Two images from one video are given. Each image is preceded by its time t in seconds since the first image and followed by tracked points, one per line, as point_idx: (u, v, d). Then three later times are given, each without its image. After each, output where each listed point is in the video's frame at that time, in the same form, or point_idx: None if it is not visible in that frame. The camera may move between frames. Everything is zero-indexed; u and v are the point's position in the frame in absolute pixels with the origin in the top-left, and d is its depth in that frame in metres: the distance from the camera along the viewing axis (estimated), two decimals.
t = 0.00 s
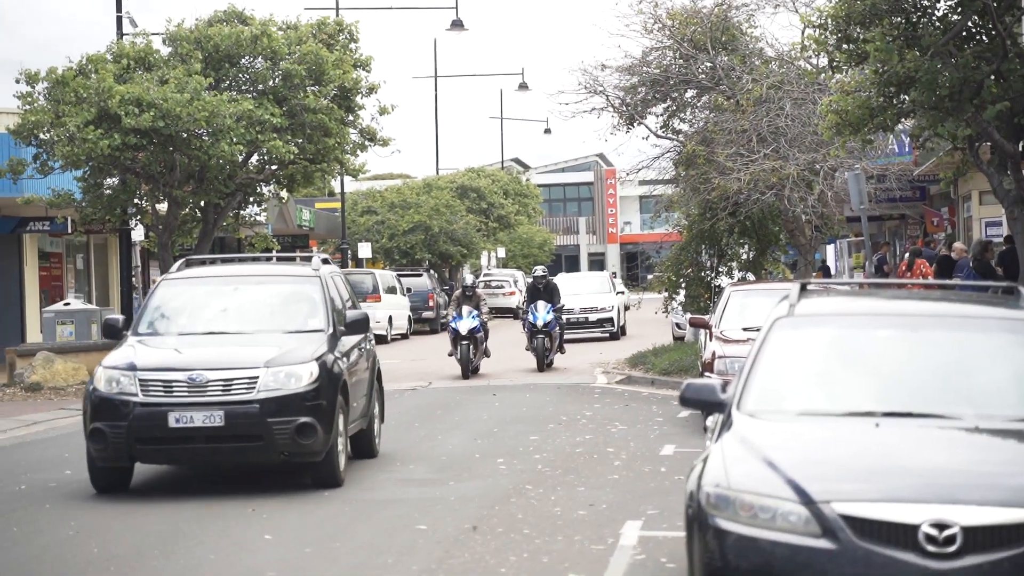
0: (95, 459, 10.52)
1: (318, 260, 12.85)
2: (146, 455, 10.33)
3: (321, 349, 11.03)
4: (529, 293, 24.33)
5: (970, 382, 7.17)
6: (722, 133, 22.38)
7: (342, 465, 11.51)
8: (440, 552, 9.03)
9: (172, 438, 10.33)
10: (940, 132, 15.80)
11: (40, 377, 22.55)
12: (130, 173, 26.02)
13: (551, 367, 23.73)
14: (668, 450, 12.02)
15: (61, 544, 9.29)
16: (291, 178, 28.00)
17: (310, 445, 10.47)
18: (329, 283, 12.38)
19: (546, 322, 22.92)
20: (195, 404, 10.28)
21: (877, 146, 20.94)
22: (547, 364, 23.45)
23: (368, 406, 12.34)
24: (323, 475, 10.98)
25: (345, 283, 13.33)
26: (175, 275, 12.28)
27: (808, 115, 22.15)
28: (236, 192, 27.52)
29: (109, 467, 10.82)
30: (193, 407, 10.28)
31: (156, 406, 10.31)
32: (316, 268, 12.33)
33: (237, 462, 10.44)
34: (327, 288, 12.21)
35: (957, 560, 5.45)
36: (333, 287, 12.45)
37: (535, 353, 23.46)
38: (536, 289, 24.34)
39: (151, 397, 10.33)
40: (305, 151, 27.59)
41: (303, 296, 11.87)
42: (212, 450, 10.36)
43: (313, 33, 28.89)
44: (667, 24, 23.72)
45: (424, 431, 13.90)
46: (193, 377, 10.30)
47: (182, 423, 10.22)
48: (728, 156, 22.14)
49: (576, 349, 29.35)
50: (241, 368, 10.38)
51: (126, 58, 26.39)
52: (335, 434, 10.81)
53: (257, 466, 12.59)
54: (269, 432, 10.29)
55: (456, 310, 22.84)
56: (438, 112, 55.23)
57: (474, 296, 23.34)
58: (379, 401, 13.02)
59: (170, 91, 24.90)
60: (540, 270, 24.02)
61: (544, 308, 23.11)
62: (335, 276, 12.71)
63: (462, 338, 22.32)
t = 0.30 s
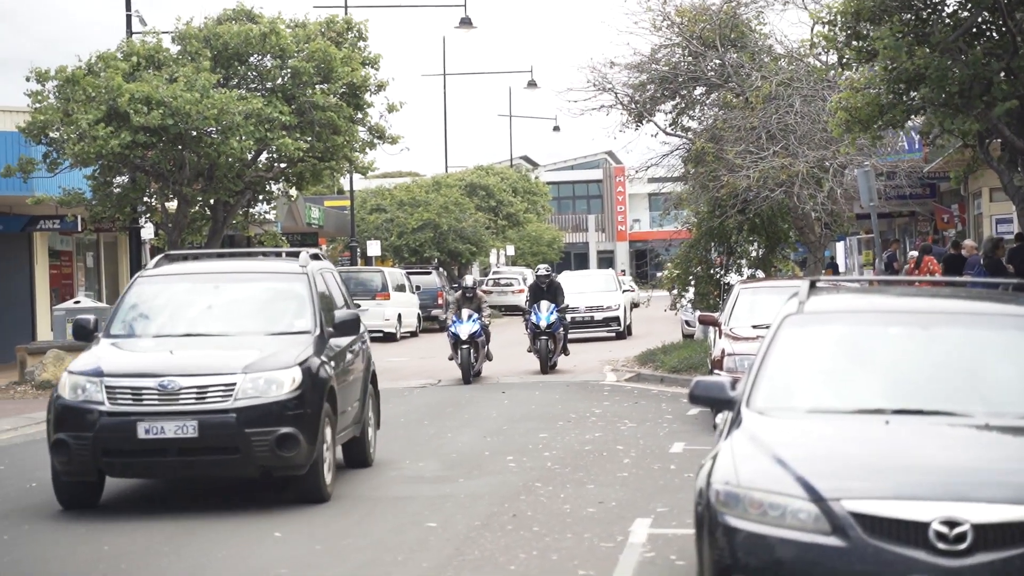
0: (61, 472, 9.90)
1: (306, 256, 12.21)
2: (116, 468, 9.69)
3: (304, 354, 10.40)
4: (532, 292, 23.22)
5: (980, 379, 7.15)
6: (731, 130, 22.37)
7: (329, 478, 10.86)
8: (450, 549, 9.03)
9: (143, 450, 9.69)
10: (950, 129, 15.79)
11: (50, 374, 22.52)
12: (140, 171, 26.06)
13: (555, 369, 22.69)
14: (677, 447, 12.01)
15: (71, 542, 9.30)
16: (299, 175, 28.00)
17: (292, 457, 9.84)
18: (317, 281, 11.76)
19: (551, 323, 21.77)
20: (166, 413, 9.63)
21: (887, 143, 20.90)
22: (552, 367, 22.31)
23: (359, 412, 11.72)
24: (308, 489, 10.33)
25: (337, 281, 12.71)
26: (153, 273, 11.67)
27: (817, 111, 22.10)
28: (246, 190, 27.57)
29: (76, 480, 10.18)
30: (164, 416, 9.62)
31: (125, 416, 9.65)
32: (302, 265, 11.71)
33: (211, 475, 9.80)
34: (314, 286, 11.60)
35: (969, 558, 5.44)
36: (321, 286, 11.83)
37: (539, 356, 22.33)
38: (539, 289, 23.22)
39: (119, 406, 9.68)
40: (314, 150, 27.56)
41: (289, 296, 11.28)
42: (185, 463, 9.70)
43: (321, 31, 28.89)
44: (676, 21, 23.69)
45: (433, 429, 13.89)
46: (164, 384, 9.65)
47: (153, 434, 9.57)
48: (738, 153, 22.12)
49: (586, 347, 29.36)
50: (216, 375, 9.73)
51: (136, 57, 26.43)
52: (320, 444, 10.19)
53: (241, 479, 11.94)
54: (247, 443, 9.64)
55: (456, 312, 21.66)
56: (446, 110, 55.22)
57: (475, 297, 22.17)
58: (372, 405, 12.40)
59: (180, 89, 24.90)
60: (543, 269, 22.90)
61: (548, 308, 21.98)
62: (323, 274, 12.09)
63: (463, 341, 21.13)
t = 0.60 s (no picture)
0: (26, 489, 9.01)
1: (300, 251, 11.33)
2: (84, 484, 8.80)
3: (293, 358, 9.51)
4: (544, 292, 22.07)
5: (999, 377, 7.11)
6: (748, 127, 22.33)
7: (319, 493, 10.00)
8: (466, 547, 9.04)
9: (114, 465, 8.80)
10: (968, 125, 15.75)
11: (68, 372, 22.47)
12: (157, 169, 26.17)
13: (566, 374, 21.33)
14: (694, 444, 11.99)
15: (88, 540, 9.33)
16: (316, 173, 28.03)
17: (277, 472, 8.97)
18: (311, 277, 10.87)
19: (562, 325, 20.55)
20: (139, 424, 8.73)
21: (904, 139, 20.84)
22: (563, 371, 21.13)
23: (354, 421, 10.88)
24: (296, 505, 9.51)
25: (337, 278, 11.85)
26: (136, 269, 10.79)
27: (833, 108, 21.99)
28: (262, 187, 27.64)
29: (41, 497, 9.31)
30: (138, 428, 8.73)
31: (95, 427, 8.75)
32: (296, 259, 10.82)
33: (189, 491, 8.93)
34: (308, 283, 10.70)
35: (986, 555, 5.42)
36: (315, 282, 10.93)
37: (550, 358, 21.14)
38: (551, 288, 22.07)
39: (88, 417, 8.78)
40: (330, 147, 27.58)
41: (280, 295, 10.36)
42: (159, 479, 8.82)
43: (337, 28, 28.92)
44: (692, 18, 23.66)
45: (449, 426, 13.90)
46: (137, 392, 8.74)
47: (125, 447, 8.68)
48: (754, 150, 22.09)
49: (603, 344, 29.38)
50: (195, 382, 8.83)
51: (153, 55, 26.51)
52: (309, 457, 9.34)
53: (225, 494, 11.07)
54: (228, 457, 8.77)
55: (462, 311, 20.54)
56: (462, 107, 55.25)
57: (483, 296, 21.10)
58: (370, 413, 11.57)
59: (196, 87, 24.94)
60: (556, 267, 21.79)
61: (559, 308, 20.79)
62: (319, 270, 11.21)
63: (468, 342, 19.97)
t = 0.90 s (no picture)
0: None
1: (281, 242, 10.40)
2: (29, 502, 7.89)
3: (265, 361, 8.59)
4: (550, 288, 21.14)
5: (1013, 372, 7.10)
6: (761, 121, 22.28)
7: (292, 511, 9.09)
8: (478, 541, 9.06)
9: (62, 483, 7.89)
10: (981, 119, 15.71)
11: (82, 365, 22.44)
12: (170, 163, 26.22)
13: (574, 372, 20.24)
14: (706, 438, 11.98)
15: (98, 537, 9.31)
16: (329, 168, 28.02)
17: (244, 489, 8.08)
18: (293, 271, 9.95)
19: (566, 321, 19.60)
20: (90, 436, 7.83)
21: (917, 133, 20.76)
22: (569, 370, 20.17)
23: (338, 427, 10.01)
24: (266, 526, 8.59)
25: (326, 271, 10.95)
26: (102, 262, 9.87)
27: (847, 102, 21.90)
28: (275, 182, 27.66)
29: None
30: (89, 440, 7.83)
31: (40, 440, 7.85)
32: (275, 251, 9.88)
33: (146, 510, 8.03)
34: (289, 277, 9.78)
35: (1000, 550, 5.41)
36: (297, 276, 10.00)
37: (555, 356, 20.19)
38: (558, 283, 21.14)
39: (34, 428, 7.89)
40: (343, 142, 27.56)
41: (257, 292, 9.44)
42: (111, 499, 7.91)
43: (350, 23, 28.91)
44: (706, 11, 23.59)
45: (460, 420, 13.91)
46: (89, 401, 7.85)
47: (74, 461, 7.79)
48: (767, 144, 22.04)
49: (616, 338, 29.39)
50: (153, 389, 7.93)
51: (165, 49, 26.55)
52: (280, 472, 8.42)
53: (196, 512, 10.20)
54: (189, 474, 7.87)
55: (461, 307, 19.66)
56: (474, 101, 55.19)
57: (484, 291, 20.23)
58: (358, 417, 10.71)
59: (209, 82, 24.97)
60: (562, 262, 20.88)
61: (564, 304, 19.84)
62: (302, 263, 10.29)
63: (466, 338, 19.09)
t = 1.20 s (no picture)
0: None
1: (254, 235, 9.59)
2: None
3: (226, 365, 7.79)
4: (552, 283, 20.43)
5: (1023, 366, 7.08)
6: (769, 116, 22.25)
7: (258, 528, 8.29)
8: (486, 536, 9.09)
9: None
10: (989, 113, 15.68)
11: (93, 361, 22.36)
12: (178, 158, 26.22)
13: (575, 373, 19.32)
14: (715, 433, 11.98)
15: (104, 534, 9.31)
16: (337, 162, 28.04)
17: (200, 508, 7.28)
18: (264, 267, 9.13)
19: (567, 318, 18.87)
20: (28, 451, 7.05)
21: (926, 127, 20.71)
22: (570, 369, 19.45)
23: (314, 435, 9.24)
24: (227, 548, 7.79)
25: (304, 267, 10.16)
26: (56, 258, 9.07)
27: (855, 96, 21.87)
28: (283, 177, 27.66)
29: None
30: (27, 455, 7.05)
31: None
32: (244, 245, 9.06)
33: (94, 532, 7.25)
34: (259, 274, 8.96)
35: (1008, 544, 5.41)
36: (269, 272, 9.18)
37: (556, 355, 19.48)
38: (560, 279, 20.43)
39: None
40: (351, 137, 27.57)
41: (223, 290, 8.63)
42: (53, 520, 7.12)
43: (358, 17, 28.91)
44: (714, 5, 23.54)
45: (468, 415, 13.92)
46: (27, 412, 7.08)
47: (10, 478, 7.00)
48: (775, 138, 22.03)
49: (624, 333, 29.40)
50: (95, 398, 7.14)
51: (173, 44, 26.58)
52: (243, 488, 7.64)
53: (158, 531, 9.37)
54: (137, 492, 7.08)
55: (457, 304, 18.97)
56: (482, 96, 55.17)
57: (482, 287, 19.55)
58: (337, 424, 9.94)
59: (217, 77, 24.94)
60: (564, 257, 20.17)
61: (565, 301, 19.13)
62: (276, 258, 9.47)
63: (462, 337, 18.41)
